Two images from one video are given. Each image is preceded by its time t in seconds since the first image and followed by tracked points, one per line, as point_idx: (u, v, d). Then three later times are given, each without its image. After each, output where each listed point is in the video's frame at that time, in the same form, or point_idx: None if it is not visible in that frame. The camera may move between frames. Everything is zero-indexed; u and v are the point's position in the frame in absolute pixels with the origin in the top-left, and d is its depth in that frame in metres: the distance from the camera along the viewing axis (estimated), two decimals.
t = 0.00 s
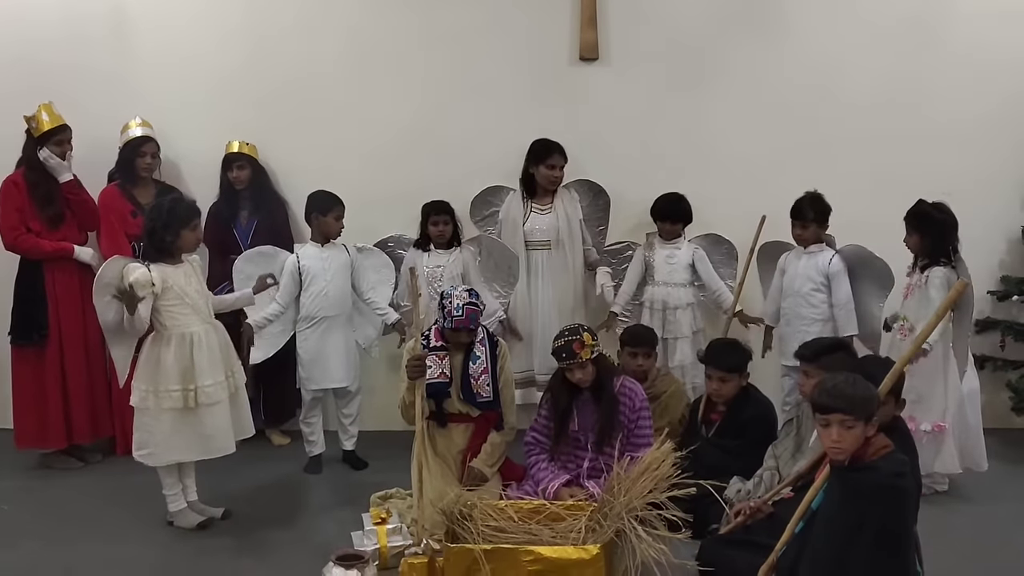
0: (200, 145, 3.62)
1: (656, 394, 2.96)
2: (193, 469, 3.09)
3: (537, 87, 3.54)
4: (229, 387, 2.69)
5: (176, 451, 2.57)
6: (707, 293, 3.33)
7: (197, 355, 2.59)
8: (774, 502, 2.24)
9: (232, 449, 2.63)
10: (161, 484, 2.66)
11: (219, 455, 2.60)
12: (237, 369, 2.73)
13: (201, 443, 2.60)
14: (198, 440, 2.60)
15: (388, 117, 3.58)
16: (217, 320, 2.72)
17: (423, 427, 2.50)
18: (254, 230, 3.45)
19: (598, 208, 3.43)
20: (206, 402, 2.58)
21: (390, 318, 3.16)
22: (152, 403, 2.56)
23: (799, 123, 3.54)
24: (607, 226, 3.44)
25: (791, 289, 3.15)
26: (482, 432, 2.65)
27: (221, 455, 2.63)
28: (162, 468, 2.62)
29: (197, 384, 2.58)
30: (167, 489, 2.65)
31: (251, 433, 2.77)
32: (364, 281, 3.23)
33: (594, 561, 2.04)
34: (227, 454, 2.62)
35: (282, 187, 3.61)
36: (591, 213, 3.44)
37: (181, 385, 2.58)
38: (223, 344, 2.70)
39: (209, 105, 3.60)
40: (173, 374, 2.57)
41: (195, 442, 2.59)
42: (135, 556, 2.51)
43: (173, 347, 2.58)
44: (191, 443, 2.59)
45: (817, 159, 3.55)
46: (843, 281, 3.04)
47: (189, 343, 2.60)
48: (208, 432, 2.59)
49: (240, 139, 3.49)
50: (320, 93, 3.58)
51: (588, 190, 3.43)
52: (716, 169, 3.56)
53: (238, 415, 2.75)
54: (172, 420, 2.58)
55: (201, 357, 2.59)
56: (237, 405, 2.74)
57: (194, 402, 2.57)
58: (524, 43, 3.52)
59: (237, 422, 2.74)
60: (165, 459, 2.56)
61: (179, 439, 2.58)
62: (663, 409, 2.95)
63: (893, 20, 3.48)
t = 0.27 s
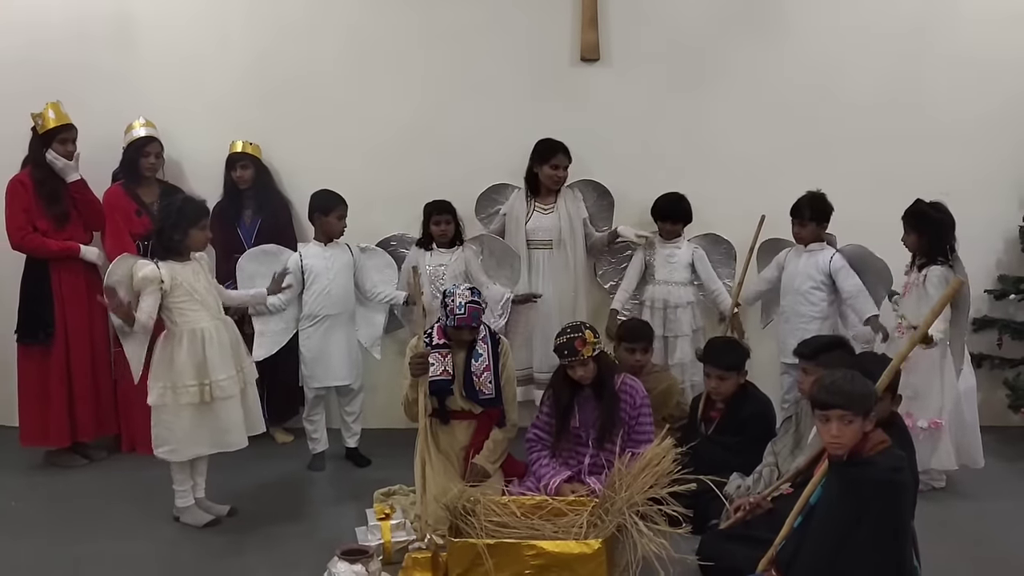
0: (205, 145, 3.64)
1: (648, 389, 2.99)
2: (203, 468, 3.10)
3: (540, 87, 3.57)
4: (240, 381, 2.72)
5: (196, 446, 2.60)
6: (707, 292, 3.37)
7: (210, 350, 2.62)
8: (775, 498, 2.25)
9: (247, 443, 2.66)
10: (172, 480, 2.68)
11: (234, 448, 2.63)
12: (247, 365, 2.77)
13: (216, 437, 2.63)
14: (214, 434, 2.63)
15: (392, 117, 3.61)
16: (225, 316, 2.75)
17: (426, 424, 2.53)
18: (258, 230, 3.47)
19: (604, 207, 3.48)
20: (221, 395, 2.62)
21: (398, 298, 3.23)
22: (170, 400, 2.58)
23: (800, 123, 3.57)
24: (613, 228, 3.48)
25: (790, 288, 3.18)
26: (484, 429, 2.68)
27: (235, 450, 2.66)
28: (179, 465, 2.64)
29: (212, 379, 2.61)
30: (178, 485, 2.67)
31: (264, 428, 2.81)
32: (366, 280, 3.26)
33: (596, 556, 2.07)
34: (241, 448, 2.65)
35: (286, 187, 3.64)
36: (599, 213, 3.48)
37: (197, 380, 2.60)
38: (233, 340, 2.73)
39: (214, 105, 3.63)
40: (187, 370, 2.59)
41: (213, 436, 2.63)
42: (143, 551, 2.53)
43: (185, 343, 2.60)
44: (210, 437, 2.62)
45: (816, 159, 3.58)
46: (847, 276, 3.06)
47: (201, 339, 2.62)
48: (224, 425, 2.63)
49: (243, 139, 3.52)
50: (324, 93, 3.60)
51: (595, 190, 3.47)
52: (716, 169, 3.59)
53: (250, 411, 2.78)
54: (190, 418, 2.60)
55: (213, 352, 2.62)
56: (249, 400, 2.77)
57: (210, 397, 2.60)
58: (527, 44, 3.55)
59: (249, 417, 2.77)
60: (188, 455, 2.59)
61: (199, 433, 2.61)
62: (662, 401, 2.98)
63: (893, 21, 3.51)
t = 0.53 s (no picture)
0: (209, 144, 3.67)
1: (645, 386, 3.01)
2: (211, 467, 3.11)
3: (541, 87, 3.59)
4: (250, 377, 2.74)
5: (207, 442, 2.62)
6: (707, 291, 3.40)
7: (217, 348, 2.65)
8: (773, 493, 2.30)
9: (259, 438, 2.69)
10: (181, 476, 2.71)
11: (246, 445, 2.65)
12: (256, 360, 2.79)
13: (226, 435, 2.65)
14: (224, 430, 2.65)
15: (395, 117, 3.63)
16: (232, 314, 2.77)
17: (429, 420, 2.55)
18: (262, 229, 3.51)
19: (607, 206, 3.52)
20: (230, 391, 2.65)
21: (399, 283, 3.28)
22: (180, 398, 2.62)
23: (800, 123, 3.59)
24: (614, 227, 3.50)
25: (790, 286, 3.21)
26: (487, 425, 2.71)
27: (247, 445, 2.68)
28: (185, 462, 2.67)
29: (220, 375, 2.64)
30: (186, 481, 2.70)
31: (277, 422, 2.84)
32: (369, 278, 3.29)
33: (597, 550, 2.09)
34: (254, 443, 2.68)
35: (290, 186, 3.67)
36: (601, 211, 3.52)
37: (204, 376, 2.63)
38: (240, 336, 2.75)
39: (218, 104, 3.65)
40: (194, 368, 2.62)
41: (223, 434, 2.64)
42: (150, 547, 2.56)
43: (192, 341, 2.63)
44: (219, 435, 2.64)
45: (816, 158, 3.61)
46: (844, 275, 3.09)
47: (206, 337, 2.65)
48: (233, 422, 2.65)
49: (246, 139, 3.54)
50: (327, 93, 3.63)
51: (597, 189, 3.51)
52: (717, 168, 3.62)
53: (262, 407, 2.82)
54: (201, 415, 2.62)
55: (219, 349, 2.65)
56: (259, 396, 2.80)
57: (218, 393, 2.63)
58: (529, 44, 3.57)
59: (261, 411, 2.80)
60: (199, 451, 2.62)
61: (208, 430, 2.63)
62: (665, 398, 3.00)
63: (892, 21, 3.53)
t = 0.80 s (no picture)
0: (209, 142, 3.68)
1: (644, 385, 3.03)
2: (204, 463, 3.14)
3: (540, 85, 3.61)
4: (244, 375, 2.76)
5: (197, 439, 2.63)
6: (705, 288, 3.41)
7: (212, 347, 2.66)
8: (770, 488, 2.31)
9: (252, 436, 2.70)
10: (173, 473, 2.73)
11: (238, 443, 2.67)
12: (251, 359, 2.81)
13: (221, 433, 2.67)
14: (217, 428, 2.66)
15: (394, 115, 3.65)
16: (228, 313, 2.79)
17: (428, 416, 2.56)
18: (262, 227, 3.52)
19: (603, 204, 3.49)
20: (223, 390, 2.66)
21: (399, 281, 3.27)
22: (171, 395, 2.63)
23: (797, 121, 3.61)
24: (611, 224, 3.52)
25: (787, 284, 3.23)
26: (485, 421, 2.72)
27: (239, 443, 2.69)
28: (175, 458, 2.69)
29: (214, 373, 2.66)
30: (179, 477, 2.72)
31: (269, 422, 2.85)
32: (369, 275, 3.31)
33: (595, 544, 2.10)
34: (246, 442, 2.69)
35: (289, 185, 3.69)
36: (597, 210, 3.50)
37: (198, 375, 2.64)
38: (235, 334, 2.77)
39: (218, 102, 3.67)
40: (189, 366, 2.64)
41: (214, 432, 2.65)
42: (149, 542, 2.58)
43: (187, 340, 2.64)
44: (211, 432, 2.65)
45: (814, 156, 3.63)
46: (841, 272, 3.10)
47: (201, 335, 2.66)
48: (225, 420, 2.66)
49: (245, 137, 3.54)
50: (327, 92, 3.65)
51: (594, 188, 3.49)
52: (715, 166, 3.63)
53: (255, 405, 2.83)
54: (194, 412, 2.64)
55: (216, 348, 2.67)
56: (253, 395, 2.81)
57: (212, 391, 2.64)
58: (528, 43, 3.59)
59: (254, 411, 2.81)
60: (190, 449, 2.63)
61: (200, 428, 2.64)
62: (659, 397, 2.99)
63: (890, 20, 3.55)
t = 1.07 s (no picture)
0: (206, 141, 3.68)
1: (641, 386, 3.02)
2: (203, 461, 3.15)
3: (538, 85, 3.61)
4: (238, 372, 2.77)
5: (195, 435, 2.65)
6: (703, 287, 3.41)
7: (208, 343, 2.66)
8: (767, 486, 2.31)
9: (244, 433, 2.71)
10: (170, 472, 2.73)
11: (230, 440, 2.67)
12: (245, 356, 2.81)
13: (213, 429, 2.67)
14: (212, 425, 2.68)
15: (391, 115, 3.65)
16: (222, 309, 2.79)
17: (425, 414, 2.56)
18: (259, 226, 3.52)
19: (600, 203, 3.50)
20: (218, 387, 2.66)
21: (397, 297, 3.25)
22: (168, 392, 2.63)
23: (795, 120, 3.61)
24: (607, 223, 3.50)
25: (785, 283, 3.23)
26: (483, 420, 2.73)
27: (230, 440, 2.70)
28: (173, 456, 2.69)
29: (210, 370, 2.66)
30: (176, 476, 2.72)
31: (259, 420, 2.85)
32: (367, 275, 3.29)
33: (591, 543, 2.10)
34: (237, 439, 2.70)
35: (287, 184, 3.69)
36: (593, 209, 3.50)
37: (195, 372, 2.65)
38: (229, 331, 2.77)
39: (216, 101, 3.67)
40: (185, 363, 2.64)
41: (211, 428, 2.67)
42: (145, 540, 2.58)
43: (183, 336, 2.65)
44: (206, 428, 2.66)
45: (811, 155, 3.63)
46: (839, 270, 3.10)
47: (196, 331, 2.67)
48: (220, 416, 2.67)
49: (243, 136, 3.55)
50: (324, 91, 3.65)
51: (590, 186, 3.49)
52: (713, 165, 3.63)
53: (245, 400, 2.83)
54: (188, 409, 2.64)
55: (212, 344, 2.67)
56: (246, 392, 2.81)
57: (208, 388, 2.64)
58: (526, 42, 3.59)
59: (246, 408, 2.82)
60: (187, 445, 2.64)
61: (196, 424, 2.65)
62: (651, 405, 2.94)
63: (887, 20, 3.55)
